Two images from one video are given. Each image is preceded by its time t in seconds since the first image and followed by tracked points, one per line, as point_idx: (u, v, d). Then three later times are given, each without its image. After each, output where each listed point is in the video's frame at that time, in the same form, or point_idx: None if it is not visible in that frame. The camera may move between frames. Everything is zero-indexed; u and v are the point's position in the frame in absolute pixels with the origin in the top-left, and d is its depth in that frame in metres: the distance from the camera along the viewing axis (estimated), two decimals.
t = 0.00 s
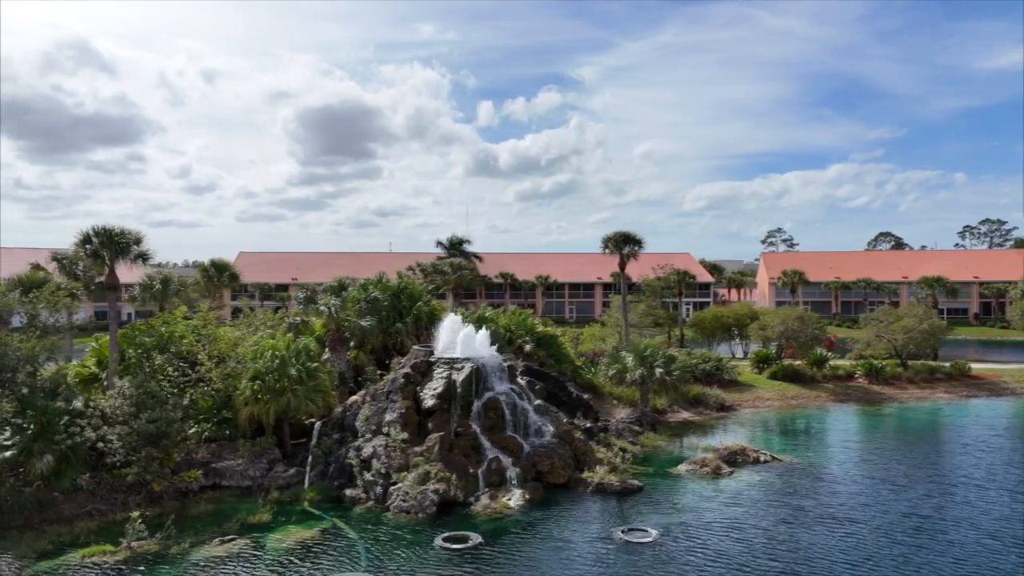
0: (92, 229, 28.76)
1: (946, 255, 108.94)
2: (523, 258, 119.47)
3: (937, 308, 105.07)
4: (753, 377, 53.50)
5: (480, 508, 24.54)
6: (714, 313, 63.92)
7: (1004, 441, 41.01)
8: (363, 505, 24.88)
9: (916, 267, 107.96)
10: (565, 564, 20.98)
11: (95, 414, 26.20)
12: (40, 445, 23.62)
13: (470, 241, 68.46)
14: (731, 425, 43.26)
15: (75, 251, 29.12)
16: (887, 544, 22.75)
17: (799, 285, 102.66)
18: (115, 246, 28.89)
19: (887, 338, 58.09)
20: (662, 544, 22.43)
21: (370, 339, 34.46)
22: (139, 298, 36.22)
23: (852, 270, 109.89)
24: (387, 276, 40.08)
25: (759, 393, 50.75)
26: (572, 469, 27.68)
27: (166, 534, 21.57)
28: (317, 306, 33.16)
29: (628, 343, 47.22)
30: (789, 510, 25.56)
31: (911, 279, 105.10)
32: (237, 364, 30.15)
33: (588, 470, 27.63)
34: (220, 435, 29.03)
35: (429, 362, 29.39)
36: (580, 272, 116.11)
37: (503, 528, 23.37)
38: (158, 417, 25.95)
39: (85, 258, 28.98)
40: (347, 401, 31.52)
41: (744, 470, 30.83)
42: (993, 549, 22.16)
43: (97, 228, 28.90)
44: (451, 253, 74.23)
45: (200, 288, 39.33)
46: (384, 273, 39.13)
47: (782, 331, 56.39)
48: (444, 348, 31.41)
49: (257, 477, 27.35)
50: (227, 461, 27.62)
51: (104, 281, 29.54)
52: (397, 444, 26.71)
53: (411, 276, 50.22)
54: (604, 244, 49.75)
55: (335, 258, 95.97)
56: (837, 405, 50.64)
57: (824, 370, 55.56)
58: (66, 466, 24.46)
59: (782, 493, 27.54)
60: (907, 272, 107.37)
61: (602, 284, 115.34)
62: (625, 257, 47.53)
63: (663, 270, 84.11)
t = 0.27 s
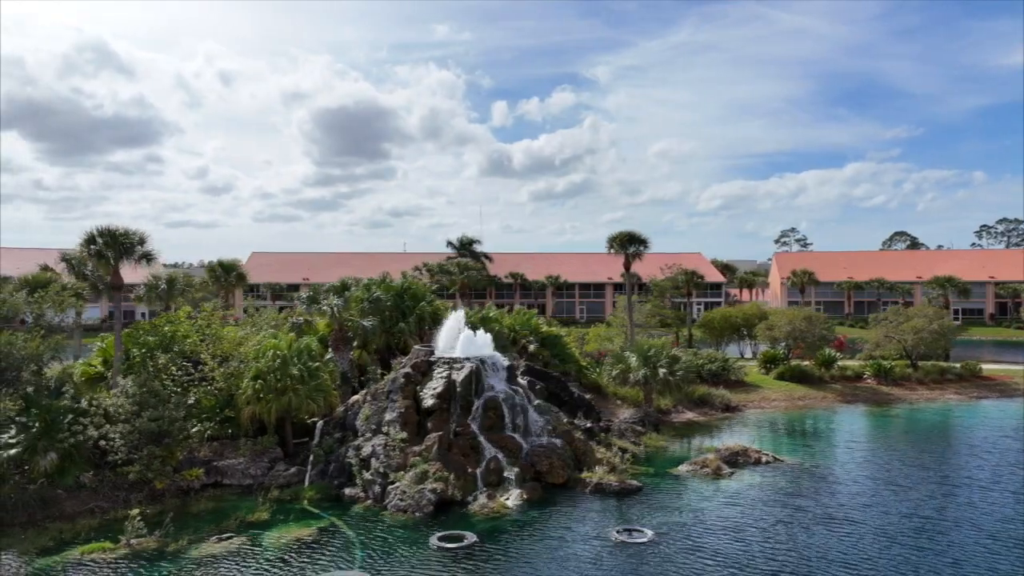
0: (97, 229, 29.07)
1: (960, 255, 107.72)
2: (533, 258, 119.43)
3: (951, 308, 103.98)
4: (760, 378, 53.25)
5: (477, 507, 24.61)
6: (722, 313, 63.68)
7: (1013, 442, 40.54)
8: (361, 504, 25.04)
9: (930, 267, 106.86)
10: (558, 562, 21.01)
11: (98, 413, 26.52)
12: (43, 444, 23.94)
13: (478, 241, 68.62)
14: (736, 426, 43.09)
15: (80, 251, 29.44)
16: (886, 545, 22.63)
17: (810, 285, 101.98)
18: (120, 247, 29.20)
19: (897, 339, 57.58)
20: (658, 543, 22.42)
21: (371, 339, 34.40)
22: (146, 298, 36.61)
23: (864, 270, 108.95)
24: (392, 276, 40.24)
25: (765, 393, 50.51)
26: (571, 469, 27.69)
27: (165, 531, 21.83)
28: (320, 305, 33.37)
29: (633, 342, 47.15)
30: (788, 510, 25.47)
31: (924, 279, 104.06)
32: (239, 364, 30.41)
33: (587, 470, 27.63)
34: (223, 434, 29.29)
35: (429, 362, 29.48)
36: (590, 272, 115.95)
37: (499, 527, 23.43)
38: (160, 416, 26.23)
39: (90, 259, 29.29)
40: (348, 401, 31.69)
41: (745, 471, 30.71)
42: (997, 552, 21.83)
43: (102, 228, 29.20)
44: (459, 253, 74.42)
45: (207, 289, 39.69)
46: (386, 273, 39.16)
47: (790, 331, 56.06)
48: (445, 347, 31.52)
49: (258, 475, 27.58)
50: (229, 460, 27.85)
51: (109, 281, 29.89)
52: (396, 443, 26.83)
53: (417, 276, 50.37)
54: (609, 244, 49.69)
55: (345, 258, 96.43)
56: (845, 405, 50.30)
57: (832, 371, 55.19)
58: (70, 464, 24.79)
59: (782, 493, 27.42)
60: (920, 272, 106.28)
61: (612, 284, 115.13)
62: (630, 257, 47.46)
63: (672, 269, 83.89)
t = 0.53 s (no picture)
0: (102, 230, 29.44)
1: (976, 255, 106.51)
2: (544, 258, 119.38)
3: (965, 308, 102.87)
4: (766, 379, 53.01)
5: (474, 507, 24.68)
6: (730, 313, 63.41)
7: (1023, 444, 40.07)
8: (360, 503, 25.21)
9: (944, 267, 105.75)
10: (552, 562, 21.07)
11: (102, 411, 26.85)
12: (47, 441, 24.29)
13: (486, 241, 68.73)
14: (741, 426, 42.93)
15: (85, 250, 29.82)
16: (884, 545, 22.50)
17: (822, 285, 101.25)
18: (124, 247, 29.58)
19: (907, 340, 57.07)
20: (653, 543, 22.41)
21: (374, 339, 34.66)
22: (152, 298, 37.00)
23: (877, 270, 108.01)
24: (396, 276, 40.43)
25: (772, 394, 50.27)
26: (570, 469, 27.71)
27: (163, 528, 22.09)
28: (322, 306, 33.74)
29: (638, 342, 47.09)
30: (787, 511, 25.37)
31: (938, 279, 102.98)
32: (242, 363, 30.66)
33: (586, 471, 27.64)
34: (225, 432, 29.57)
35: (430, 361, 29.58)
36: (600, 272, 115.77)
37: (495, 526, 23.50)
38: (162, 415, 26.54)
39: (95, 258, 29.66)
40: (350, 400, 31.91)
41: (746, 471, 30.59)
42: (997, 554, 21.63)
43: (107, 228, 29.58)
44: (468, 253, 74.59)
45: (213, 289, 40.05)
46: (390, 272, 39.34)
47: (797, 332, 55.74)
48: (446, 347, 31.64)
49: (260, 474, 27.82)
50: (231, 458, 28.09)
51: (113, 281, 30.26)
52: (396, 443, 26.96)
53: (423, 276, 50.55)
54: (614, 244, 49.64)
55: (355, 258, 96.86)
56: (853, 406, 49.96)
57: (840, 371, 54.82)
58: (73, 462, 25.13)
59: (783, 494, 27.31)
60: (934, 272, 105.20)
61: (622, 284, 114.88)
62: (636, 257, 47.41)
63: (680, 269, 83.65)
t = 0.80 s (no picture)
0: (107, 230, 29.79)
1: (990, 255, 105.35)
2: (554, 257, 119.26)
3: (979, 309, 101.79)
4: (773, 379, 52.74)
5: (471, 506, 24.77)
6: (738, 314, 63.13)
7: None
8: (359, 502, 25.36)
9: (958, 267, 104.69)
10: (546, 560, 21.12)
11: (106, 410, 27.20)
12: (52, 439, 24.66)
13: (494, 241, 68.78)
14: (745, 427, 42.78)
15: (91, 251, 30.20)
16: (883, 546, 22.38)
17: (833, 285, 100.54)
18: (129, 247, 29.91)
19: (916, 340, 56.59)
20: (649, 543, 22.39)
21: (377, 338, 34.91)
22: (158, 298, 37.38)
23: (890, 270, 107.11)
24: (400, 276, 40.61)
25: (778, 394, 50.02)
26: (569, 469, 27.75)
27: (163, 525, 22.36)
28: (325, 306, 33.72)
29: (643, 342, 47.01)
30: (787, 511, 25.27)
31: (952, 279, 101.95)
32: (245, 362, 30.91)
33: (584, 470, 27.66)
34: (228, 431, 29.85)
35: (430, 361, 29.71)
36: (610, 272, 115.55)
37: (491, 525, 23.58)
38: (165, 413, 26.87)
39: (101, 258, 30.02)
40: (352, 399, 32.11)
41: (747, 472, 30.49)
42: (996, 556, 21.44)
43: (112, 229, 29.93)
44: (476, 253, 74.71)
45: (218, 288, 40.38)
46: (393, 273, 39.45)
47: (805, 332, 55.41)
48: (446, 347, 31.80)
49: (261, 472, 28.07)
50: (233, 456, 28.33)
51: (119, 281, 30.63)
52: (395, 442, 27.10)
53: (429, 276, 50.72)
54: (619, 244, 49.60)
55: (366, 258, 97.21)
56: (860, 407, 49.63)
57: (848, 372, 54.45)
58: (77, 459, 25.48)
59: (783, 494, 27.21)
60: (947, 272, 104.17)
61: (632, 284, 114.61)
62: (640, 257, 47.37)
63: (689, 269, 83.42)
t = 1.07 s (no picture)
0: (112, 231, 30.17)
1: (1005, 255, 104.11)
2: (565, 257, 119.23)
3: (993, 309, 100.65)
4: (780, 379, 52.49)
5: (469, 505, 24.87)
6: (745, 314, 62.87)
7: None
8: (358, 501, 25.53)
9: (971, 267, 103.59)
10: (540, 559, 21.17)
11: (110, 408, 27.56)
12: (56, 437, 25.05)
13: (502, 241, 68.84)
14: (750, 427, 42.63)
15: (97, 251, 30.60)
16: (881, 546, 22.25)
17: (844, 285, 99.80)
18: (133, 248, 30.27)
19: (926, 341, 56.07)
20: (644, 542, 22.40)
21: (379, 338, 35.21)
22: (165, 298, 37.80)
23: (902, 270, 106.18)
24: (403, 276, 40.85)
25: (785, 395, 49.79)
26: (568, 469, 27.78)
27: (163, 523, 22.65)
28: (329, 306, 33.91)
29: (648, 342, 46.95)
30: (786, 511, 25.18)
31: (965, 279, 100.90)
32: (248, 362, 31.20)
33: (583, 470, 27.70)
34: (231, 429, 30.12)
35: (431, 361, 29.88)
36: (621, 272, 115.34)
37: (487, 524, 23.68)
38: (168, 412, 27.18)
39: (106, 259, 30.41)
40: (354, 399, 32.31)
41: (748, 472, 30.41)
42: (995, 557, 21.27)
43: (117, 230, 30.30)
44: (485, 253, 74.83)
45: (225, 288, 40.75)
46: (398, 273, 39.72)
47: (812, 332, 55.08)
48: (447, 347, 31.94)
49: (263, 471, 28.30)
50: (235, 455, 28.60)
51: (124, 281, 31.00)
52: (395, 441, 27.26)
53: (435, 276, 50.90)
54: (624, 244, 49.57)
55: (376, 258, 97.59)
56: (867, 408, 49.31)
57: (857, 373, 54.08)
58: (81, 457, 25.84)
59: (783, 494, 27.11)
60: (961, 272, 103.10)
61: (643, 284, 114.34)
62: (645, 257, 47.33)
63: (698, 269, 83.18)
